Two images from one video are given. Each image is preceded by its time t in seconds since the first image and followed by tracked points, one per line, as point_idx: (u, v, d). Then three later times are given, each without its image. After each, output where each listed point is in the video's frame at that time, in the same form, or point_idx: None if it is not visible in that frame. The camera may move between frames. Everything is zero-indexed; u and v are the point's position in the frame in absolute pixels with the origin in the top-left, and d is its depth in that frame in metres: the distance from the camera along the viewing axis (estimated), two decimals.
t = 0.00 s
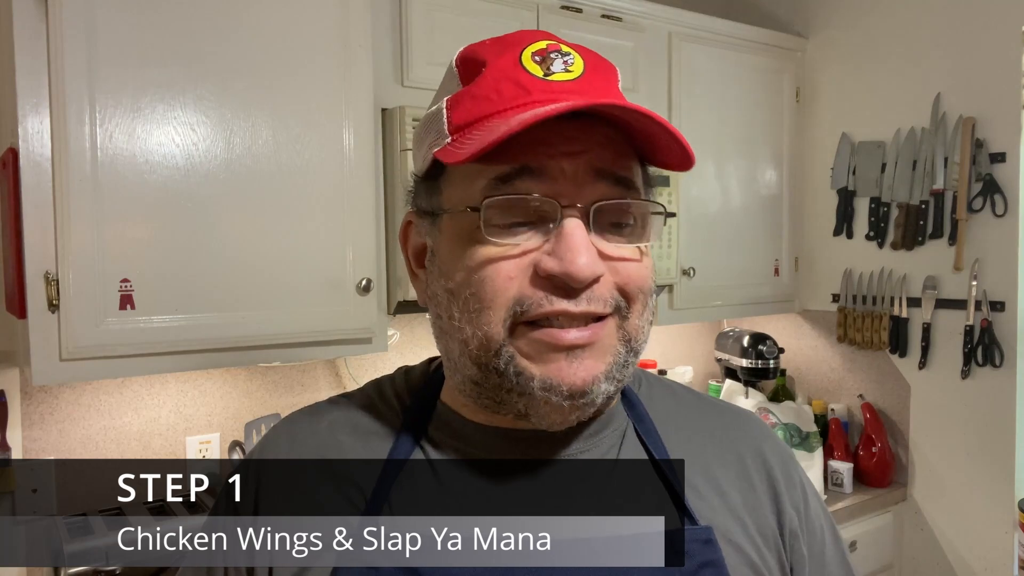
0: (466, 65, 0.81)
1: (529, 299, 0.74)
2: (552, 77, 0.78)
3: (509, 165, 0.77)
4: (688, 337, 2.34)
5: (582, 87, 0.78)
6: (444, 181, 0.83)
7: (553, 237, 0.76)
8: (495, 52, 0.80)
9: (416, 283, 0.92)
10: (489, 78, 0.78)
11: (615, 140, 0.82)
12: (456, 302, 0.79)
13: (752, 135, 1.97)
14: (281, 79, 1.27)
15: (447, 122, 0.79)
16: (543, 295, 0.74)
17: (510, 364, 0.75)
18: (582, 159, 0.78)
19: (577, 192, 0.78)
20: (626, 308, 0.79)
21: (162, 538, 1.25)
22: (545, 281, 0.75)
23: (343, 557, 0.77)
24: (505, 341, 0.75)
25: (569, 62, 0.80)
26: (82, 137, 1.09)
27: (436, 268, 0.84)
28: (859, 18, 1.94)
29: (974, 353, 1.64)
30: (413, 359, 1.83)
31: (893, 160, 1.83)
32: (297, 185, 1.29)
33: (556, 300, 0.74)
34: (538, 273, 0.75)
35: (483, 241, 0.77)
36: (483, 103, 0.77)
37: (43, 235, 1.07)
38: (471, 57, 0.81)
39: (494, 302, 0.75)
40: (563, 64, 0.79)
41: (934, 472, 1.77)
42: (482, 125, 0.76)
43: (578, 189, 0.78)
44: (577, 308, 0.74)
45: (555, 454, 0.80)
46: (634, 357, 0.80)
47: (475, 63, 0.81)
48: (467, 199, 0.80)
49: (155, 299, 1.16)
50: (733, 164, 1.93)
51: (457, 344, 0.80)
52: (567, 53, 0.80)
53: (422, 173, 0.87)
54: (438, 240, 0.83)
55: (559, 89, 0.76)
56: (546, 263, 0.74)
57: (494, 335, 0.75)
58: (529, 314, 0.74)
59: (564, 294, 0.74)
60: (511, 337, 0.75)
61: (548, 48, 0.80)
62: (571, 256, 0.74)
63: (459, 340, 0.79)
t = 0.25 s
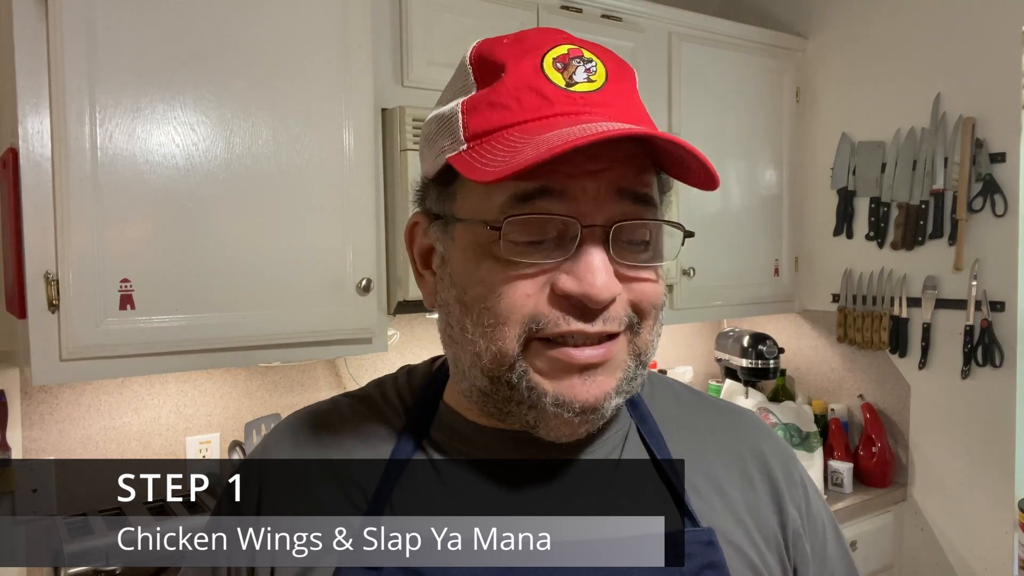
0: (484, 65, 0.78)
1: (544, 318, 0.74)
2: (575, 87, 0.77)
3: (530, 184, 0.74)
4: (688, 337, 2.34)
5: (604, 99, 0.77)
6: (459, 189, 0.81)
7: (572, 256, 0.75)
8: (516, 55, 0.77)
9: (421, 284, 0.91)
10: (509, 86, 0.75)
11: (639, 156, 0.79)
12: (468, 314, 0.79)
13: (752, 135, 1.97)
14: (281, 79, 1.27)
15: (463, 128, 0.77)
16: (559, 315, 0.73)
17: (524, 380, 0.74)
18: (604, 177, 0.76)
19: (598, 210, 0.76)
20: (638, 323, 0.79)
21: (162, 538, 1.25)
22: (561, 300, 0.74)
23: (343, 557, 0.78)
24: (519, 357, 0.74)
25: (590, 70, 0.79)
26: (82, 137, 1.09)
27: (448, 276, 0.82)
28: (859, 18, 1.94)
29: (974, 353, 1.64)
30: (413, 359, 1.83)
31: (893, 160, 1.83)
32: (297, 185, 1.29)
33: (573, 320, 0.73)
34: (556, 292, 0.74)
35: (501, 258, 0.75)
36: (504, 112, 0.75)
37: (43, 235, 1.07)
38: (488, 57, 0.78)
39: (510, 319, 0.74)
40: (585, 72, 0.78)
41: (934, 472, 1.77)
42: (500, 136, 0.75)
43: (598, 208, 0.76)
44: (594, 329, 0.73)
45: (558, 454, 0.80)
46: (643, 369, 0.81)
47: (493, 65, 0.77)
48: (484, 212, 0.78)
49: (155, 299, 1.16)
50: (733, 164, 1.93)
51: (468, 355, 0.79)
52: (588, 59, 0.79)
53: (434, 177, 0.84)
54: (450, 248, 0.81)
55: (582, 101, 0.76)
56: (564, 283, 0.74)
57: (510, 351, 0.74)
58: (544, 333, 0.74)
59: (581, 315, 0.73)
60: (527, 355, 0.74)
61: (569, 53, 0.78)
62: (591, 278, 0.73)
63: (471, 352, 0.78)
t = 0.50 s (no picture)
0: (468, 63, 0.81)
1: (530, 298, 0.74)
2: (554, 72, 0.77)
3: (509, 162, 0.77)
4: (688, 337, 2.34)
5: (585, 81, 0.77)
6: (447, 180, 0.84)
7: (553, 233, 0.76)
8: (498, 50, 0.79)
9: (421, 285, 0.91)
10: (490, 76, 0.77)
11: (619, 135, 0.81)
12: (460, 301, 0.80)
13: (752, 135, 1.97)
14: (281, 79, 1.27)
15: (448, 121, 0.78)
16: (543, 294, 0.74)
17: (515, 364, 0.75)
18: (584, 154, 0.78)
19: (579, 187, 0.78)
20: (630, 313, 0.78)
21: (162, 538, 1.25)
22: (546, 281, 0.74)
23: (343, 557, 0.78)
24: (508, 342, 0.75)
25: (572, 57, 0.79)
26: (82, 137, 1.09)
27: (441, 270, 0.84)
28: (859, 18, 1.94)
29: (974, 353, 1.64)
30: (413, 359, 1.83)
31: (893, 160, 1.83)
32: (297, 185, 1.29)
33: (557, 300, 0.74)
34: (540, 272, 0.75)
35: (486, 240, 0.77)
36: (484, 101, 0.76)
37: (43, 235, 1.07)
38: (474, 58, 0.81)
39: (499, 300, 0.75)
40: (565, 59, 0.78)
41: (934, 471, 1.77)
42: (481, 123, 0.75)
43: (578, 185, 0.78)
44: (578, 307, 0.73)
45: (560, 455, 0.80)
46: (637, 360, 0.80)
47: (477, 61, 0.81)
48: (468, 195, 0.80)
49: (155, 299, 1.16)
50: (733, 164, 1.93)
51: (462, 344, 0.80)
52: (570, 48, 0.80)
53: (425, 173, 0.88)
54: (441, 238, 0.84)
55: (561, 84, 0.76)
56: (548, 261, 0.74)
57: (499, 334, 0.75)
58: (531, 316, 0.74)
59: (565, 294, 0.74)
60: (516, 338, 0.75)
61: (550, 44, 0.80)
62: (573, 253, 0.74)
63: (464, 339, 0.79)
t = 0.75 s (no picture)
0: (448, 69, 0.83)
1: (507, 291, 0.75)
2: (526, 68, 0.77)
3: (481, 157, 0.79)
4: (688, 337, 2.34)
5: (557, 73, 0.77)
6: (428, 181, 0.85)
7: (528, 226, 0.77)
8: (474, 52, 0.81)
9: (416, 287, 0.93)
10: (465, 77, 0.79)
11: (594, 126, 0.81)
12: (443, 300, 0.81)
13: (752, 135, 1.97)
14: (281, 79, 1.27)
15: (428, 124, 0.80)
16: (520, 286, 0.75)
17: (497, 358, 0.75)
18: (556, 145, 0.78)
19: (553, 180, 0.78)
20: (615, 301, 0.78)
21: (162, 538, 1.25)
22: (523, 272, 0.75)
23: (343, 557, 0.78)
24: (489, 336, 0.76)
25: (545, 53, 0.79)
26: (82, 137, 1.09)
27: (427, 270, 0.85)
28: (859, 18, 1.94)
29: (974, 353, 1.64)
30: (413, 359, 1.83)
31: (893, 160, 1.83)
32: (297, 185, 1.29)
33: (535, 290, 0.74)
34: (517, 264, 0.75)
35: (463, 236, 0.78)
36: (459, 100, 0.77)
37: (42, 235, 1.07)
38: (453, 62, 0.83)
39: (476, 295, 0.76)
40: (539, 55, 0.79)
41: (934, 472, 1.77)
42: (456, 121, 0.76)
43: (552, 176, 0.78)
44: (556, 299, 0.74)
45: (560, 455, 0.80)
46: (628, 351, 0.80)
47: (455, 66, 0.82)
48: (446, 195, 0.82)
49: (155, 300, 1.16)
50: (733, 164, 1.93)
51: (448, 342, 0.81)
52: (545, 45, 0.80)
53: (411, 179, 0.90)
54: (426, 240, 0.85)
55: (532, 78, 0.76)
56: (524, 254, 0.75)
57: (480, 330, 0.76)
58: (510, 308, 0.74)
59: (542, 284, 0.74)
60: (497, 333, 0.76)
61: (525, 41, 0.80)
62: (546, 245, 0.74)
63: (449, 338, 0.80)
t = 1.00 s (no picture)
0: (438, 71, 0.84)
1: (497, 284, 0.75)
2: (513, 66, 0.77)
3: (469, 154, 0.80)
4: (688, 337, 2.34)
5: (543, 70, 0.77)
6: (421, 180, 0.87)
7: (515, 219, 0.77)
8: (463, 53, 0.82)
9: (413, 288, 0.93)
10: (453, 77, 0.79)
11: (580, 121, 0.81)
12: (436, 296, 0.81)
13: (752, 135, 1.97)
14: (281, 79, 1.27)
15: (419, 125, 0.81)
16: (509, 278, 0.75)
17: (489, 352, 0.75)
18: (542, 140, 0.79)
19: (540, 174, 0.79)
20: (607, 292, 0.78)
21: (162, 538, 1.25)
22: (512, 264, 0.75)
23: (343, 557, 0.78)
24: (480, 329, 0.76)
25: (532, 51, 0.79)
26: (82, 136, 1.09)
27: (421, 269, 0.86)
28: (859, 18, 1.94)
29: (974, 353, 1.64)
30: (413, 360, 1.83)
31: (893, 160, 1.83)
32: (297, 185, 1.29)
33: (523, 281, 0.74)
34: (505, 256, 0.76)
35: (452, 230, 0.79)
36: (447, 100, 0.78)
37: (43, 235, 1.07)
38: (442, 64, 0.84)
39: (466, 288, 0.77)
40: (525, 53, 0.79)
41: (934, 472, 1.77)
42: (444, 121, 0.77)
43: (540, 170, 0.79)
44: (544, 288, 0.74)
45: (559, 454, 0.80)
46: (623, 345, 0.79)
47: (445, 67, 0.83)
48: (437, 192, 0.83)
49: (155, 300, 1.16)
50: (733, 164, 1.93)
51: (442, 338, 0.81)
52: (531, 43, 0.81)
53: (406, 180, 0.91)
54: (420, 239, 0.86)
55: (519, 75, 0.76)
56: (511, 246, 0.76)
57: (471, 324, 0.76)
58: (500, 299, 0.75)
59: (531, 275, 0.74)
60: (488, 326, 0.76)
61: (512, 41, 0.81)
62: (533, 236, 0.74)
63: (442, 335, 0.81)
